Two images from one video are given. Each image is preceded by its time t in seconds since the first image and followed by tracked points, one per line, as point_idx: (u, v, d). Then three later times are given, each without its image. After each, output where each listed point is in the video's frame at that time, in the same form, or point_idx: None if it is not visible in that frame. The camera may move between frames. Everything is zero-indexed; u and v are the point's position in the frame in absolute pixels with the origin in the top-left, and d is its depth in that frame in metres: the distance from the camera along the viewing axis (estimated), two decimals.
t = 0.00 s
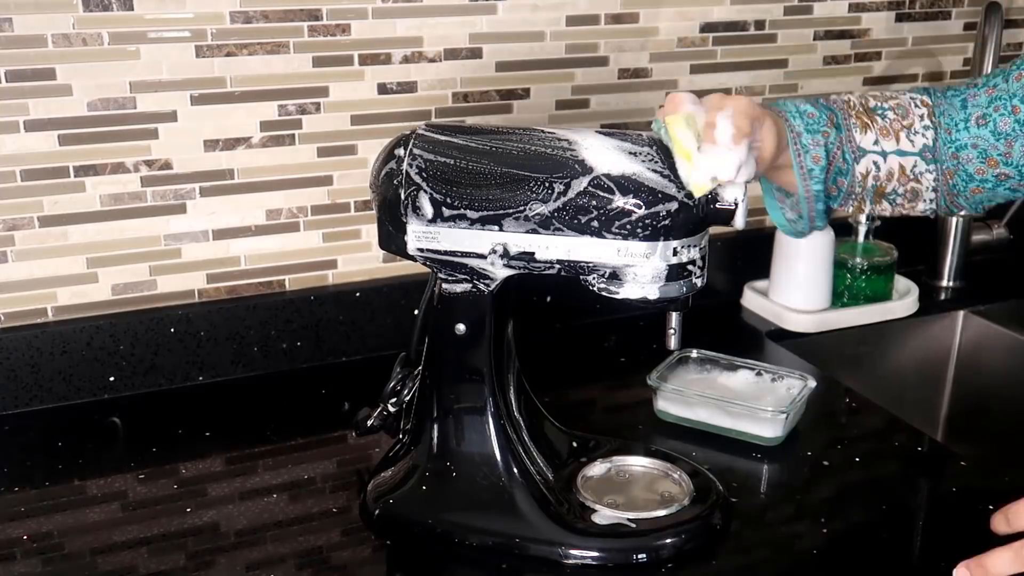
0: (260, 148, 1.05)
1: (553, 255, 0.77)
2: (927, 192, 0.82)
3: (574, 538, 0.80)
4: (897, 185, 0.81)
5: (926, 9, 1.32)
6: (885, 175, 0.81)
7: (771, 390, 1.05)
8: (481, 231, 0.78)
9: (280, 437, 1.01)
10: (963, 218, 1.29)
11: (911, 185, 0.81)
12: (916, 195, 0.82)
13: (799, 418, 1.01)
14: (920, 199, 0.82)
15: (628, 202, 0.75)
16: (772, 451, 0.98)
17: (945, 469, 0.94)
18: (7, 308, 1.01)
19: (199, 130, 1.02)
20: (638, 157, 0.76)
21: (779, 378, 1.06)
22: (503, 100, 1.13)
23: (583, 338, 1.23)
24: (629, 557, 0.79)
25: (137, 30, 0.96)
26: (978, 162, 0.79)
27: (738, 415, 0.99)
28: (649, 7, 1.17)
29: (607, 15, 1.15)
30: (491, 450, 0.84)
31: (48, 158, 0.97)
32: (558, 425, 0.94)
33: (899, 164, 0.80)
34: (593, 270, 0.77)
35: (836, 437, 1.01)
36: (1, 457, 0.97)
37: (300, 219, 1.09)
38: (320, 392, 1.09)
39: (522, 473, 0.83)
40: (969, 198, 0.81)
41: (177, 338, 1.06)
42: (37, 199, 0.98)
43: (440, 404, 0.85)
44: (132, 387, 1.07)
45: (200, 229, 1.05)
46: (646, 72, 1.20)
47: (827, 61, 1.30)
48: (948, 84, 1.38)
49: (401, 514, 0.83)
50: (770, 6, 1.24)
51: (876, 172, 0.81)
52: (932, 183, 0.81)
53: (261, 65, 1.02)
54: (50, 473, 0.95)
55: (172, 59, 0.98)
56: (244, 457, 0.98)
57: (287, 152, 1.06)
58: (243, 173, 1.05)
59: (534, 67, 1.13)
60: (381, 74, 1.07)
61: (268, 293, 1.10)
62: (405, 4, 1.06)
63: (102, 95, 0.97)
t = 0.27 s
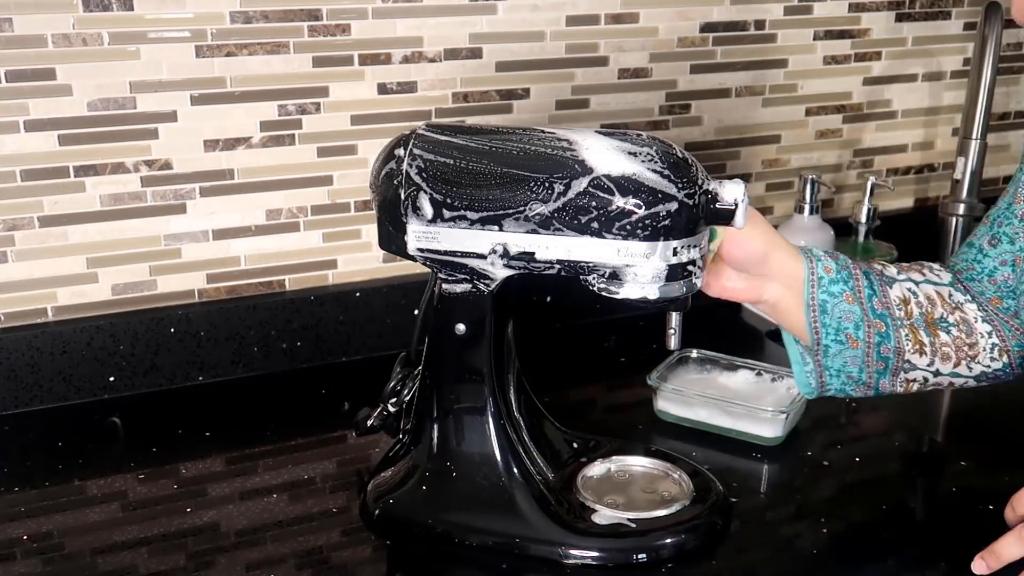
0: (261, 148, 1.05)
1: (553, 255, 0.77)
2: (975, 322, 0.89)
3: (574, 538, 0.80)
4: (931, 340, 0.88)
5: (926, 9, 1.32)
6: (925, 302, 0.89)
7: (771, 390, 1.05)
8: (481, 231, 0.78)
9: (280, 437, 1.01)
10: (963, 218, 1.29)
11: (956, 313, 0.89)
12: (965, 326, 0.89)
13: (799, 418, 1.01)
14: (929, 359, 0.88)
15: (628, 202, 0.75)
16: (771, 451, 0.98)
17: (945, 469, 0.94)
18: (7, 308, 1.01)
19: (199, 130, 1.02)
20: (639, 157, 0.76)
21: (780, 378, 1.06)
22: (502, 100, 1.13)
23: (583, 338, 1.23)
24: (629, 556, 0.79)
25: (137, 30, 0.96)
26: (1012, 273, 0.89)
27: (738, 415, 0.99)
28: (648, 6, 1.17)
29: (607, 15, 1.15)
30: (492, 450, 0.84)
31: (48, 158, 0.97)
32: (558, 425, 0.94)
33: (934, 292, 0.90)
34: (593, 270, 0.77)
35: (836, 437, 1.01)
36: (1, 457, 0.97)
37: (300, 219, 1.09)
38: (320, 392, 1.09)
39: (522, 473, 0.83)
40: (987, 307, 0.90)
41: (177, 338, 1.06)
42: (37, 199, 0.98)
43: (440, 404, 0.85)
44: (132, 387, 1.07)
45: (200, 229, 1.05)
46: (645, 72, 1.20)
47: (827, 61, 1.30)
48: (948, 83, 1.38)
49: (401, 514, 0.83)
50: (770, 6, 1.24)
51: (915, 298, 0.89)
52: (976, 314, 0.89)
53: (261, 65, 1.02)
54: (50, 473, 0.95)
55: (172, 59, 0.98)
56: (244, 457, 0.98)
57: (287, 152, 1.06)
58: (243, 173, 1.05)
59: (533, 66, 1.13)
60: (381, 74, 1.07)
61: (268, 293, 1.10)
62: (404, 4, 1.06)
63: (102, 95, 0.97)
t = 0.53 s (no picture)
0: (261, 148, 1.05)
1: (553, 255, 0.77)
2: None
3: (574, 538, 0.80)
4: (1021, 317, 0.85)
5: (926, 9, 1.32)
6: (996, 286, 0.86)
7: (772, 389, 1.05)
8: (480, 231, 0.78)
9: (280, 437, 1.01)
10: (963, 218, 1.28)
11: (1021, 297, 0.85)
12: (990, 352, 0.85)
13: (798, 418, 1.01)
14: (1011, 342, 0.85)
15: (628, 203, 0.75)
16: (771, 451, 0.98)
17: (945, 469, 0.94)
18: (7, 308, 1.01)
19: (199, 130, 1.02)
20: (639, 157, 0.76)
21: (780, 378, 1.06)
22: (503, 100, 1.13)
23: (583, 338, 1.23)
24: (629, 556, 0.79)
25: (137, 30, 0.96)
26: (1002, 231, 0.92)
27: (738, 415, 0.99)
28: (648, 6, 1.17)
29: (607, 15, 1.15)
30: (492, 450, 0.84)
31: (48, 158, 0.97)
32: (558, 425, 0.94)
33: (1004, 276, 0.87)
34: (593, 270, 0.77)
35: (836, 437, 1.01)
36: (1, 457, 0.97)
37: (300, 219, 1.09)
38: (320, 392, 1.09)
39: (522, 473, 0.83)
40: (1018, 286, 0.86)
41: (176, 339, 1.06)
42: (37, 199, 0.98)
43: (440, 404, 0.85)
44: (132, 387, 1.07)
45: (200, 229, 1.05)
46: (645, 72, 1.20)
47: (827, 61, 1.30)
48: (948, 83, 1.38)
49: (401, 515, 0.83)
50: (770, 6, 1.24)
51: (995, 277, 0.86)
52: None
53: (261, 65, 1.02)
54: (50, 473, 0.95)
55: (172, 59, 0.98)
56: (243, 457, 0.98)
57: (287, 152, 1.06)
58: (244, 173, 1.05)
59: (533, 66, 1.13)
60: (381, 74, 1.07)
61: (268, 293, 1.10)
62: (404, 4, 1.06)
63: (102, 96, 0.97)
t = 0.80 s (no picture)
0: (261, 148, 1.05)
1: (553, 255, 0.77)
2: (953, 313, 0.80)
3: (574, 538, 0.80)
4: (903, 331, 0.80)
5: (926, 9, 1.32)
6: (898, 294, 0.80)
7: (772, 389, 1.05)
8: (480, 231, 0.78)
9: (280, 437, 1.01)
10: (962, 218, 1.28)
11: (938, 304, 0.80)
12: (941, 315, 0.80)
13: (799, 418, 1.01)
14: (901, 348, 0.80)
15: (628, 203, 0.75)
16: (771, 451, 0.98)
17: (945, 469, 0.94)
18: (7, 308, 1.01)
19: (199, 130, 1.02)
20: (639, 157, 0.76)
21: (780, 378, 1.06)
22: (503, 100, 1.13)
23: (583, 339, 1.23)
24: (629, 556, 0.79)
25: (137, 30, 0.96)
26: (1002, 256, 0.79)
27: (738, 415, 0.99)
28: (648, 6, 1.17)
29: (607, 15, 1.15)
30: (492, 450, 0.84)
31: (48, 158, 0.97)
32: (558, 425, 0.94)
33: (915, 282, 0.80)
34: (593, 270, 0.77)
35: (836, 437, 1.01)
36: (1, 457, 0.97)
37: (300, 219, 1.09)
38: (320, 392, 1.09)
39: (522, 473, 0.83)
40: (969, 289, 0.80)
41: (177, 338, 1.06)
42: (37, 199, 0.98)
43: (440, 404, 0.85)
44: (132, 387, 1.07)
45: (200, 229, 1.05)
46: (645, 72, 1.20)
47: (827, 61, 1.30)
48: (948, 83, 1.38)
49: (401, 514, 0.83)
50: (770, 6, 1.24)
51: (894, 289, 0.80)
52: (956, 304, 0.80)
53: (261, 65, 1.02)
54: (50, 473, 0.95)
55: (172, 59, 0.98)
56: (244, 457, 0.98)
57: (287, 152, 1.06)
58: (244, 173, 1.05)
59: (533, 66, 1.13)
60: (381, 74, 1.07)
61: (268, 293, 1.10)
62: (404, 4, 1.06)
63: (102, 95, 0.97)
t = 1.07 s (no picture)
0: (261, 148, 1.05)
1: (553, 255, 0.77)
2: None
3: (574, 538, 0.80)
4: (1016, 400, 0.74)
5: (926, 9, 1.32)
6: (1004, 359, 0.74)
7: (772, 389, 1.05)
8: (480, 231, 0.78)
9: (280, 437, 1.01)
10: (963, 218, 1.28)
11: None
12: None
13: (798, 418, 1.01)
14: (1015, 417, 0.74)
15: (628, 203, 0.75)
16: (771, 451, 0.98)
17: (945, 469, 0.94)
18: (7, 308, 1.01)
19: (198, 130, 1.02)
20: (639, 157, 0.76)
21: (780, 378, 1.06)
22: (502, 100, 1.13)
23: (583, 339, 1.23)
24: (629, 556, 0.79)
25: (137, 30, 0.96)
26: None
27: (738, 415, 0.99)
28: (649, 6, 1.17)
29: (607, 15, 1.15)
30: (491, 451, 0.84)
31: (48, 158, 0.97)
32: (558, 425, 0.94)
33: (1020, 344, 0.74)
34: (592, 269, 0.77)
35: (836, 437, 1.01)
36: (1, 457, 0.97)
37: (300, 219, 1.09)
38: (320, 392, 1.09)
39: (522, 473, 0.83)
40: None
41: (177, 338, 1.06)
42: (37, 199, 0.98)
43: (440, 404, 0.85)
44: (132, 387, 1.07)
45: (200, 229, 1.05)
46: (645, 72, 1.20)
47: (827, 61, 1.30)
48: (948, 83, 1.38)
49: (401, 514, 0.83)
50: (770, 6, 1.24)
51: (999, 353, 0.74)
52: None
53: (261, 65, 1.02)
54: (50, 473, 0.95)
55: (172, 59, 0.98)
56: (244, 457, 0.98)
57: (287, 152, 1.06)
58: (243, 173, 1.05)
59: (533, 66, 1.13)
60: (381, 74, 1.07)
61: (268, 293, 1.10)
62: (405, 4, 1.06)
63: (102, 95, 0.97)
